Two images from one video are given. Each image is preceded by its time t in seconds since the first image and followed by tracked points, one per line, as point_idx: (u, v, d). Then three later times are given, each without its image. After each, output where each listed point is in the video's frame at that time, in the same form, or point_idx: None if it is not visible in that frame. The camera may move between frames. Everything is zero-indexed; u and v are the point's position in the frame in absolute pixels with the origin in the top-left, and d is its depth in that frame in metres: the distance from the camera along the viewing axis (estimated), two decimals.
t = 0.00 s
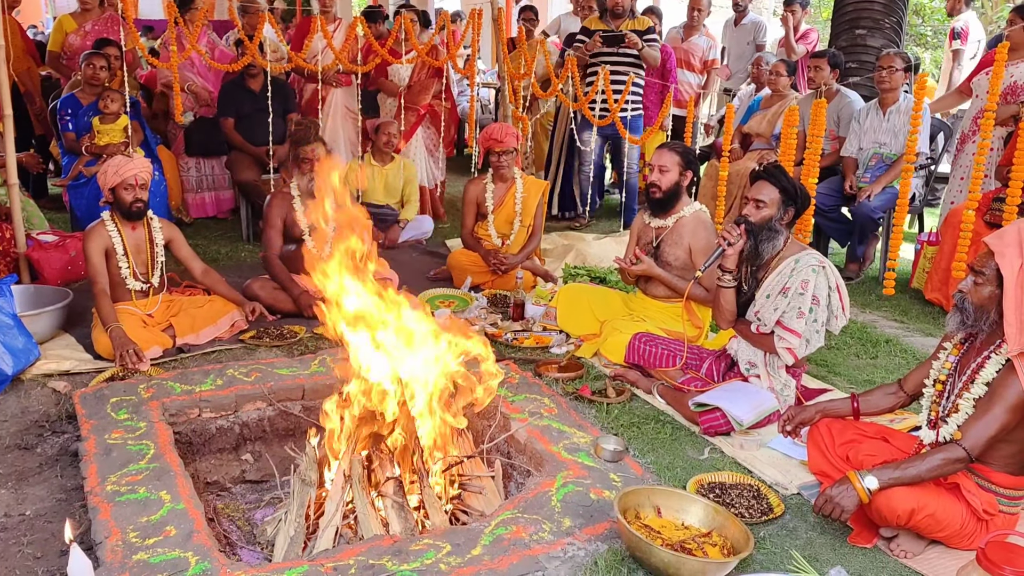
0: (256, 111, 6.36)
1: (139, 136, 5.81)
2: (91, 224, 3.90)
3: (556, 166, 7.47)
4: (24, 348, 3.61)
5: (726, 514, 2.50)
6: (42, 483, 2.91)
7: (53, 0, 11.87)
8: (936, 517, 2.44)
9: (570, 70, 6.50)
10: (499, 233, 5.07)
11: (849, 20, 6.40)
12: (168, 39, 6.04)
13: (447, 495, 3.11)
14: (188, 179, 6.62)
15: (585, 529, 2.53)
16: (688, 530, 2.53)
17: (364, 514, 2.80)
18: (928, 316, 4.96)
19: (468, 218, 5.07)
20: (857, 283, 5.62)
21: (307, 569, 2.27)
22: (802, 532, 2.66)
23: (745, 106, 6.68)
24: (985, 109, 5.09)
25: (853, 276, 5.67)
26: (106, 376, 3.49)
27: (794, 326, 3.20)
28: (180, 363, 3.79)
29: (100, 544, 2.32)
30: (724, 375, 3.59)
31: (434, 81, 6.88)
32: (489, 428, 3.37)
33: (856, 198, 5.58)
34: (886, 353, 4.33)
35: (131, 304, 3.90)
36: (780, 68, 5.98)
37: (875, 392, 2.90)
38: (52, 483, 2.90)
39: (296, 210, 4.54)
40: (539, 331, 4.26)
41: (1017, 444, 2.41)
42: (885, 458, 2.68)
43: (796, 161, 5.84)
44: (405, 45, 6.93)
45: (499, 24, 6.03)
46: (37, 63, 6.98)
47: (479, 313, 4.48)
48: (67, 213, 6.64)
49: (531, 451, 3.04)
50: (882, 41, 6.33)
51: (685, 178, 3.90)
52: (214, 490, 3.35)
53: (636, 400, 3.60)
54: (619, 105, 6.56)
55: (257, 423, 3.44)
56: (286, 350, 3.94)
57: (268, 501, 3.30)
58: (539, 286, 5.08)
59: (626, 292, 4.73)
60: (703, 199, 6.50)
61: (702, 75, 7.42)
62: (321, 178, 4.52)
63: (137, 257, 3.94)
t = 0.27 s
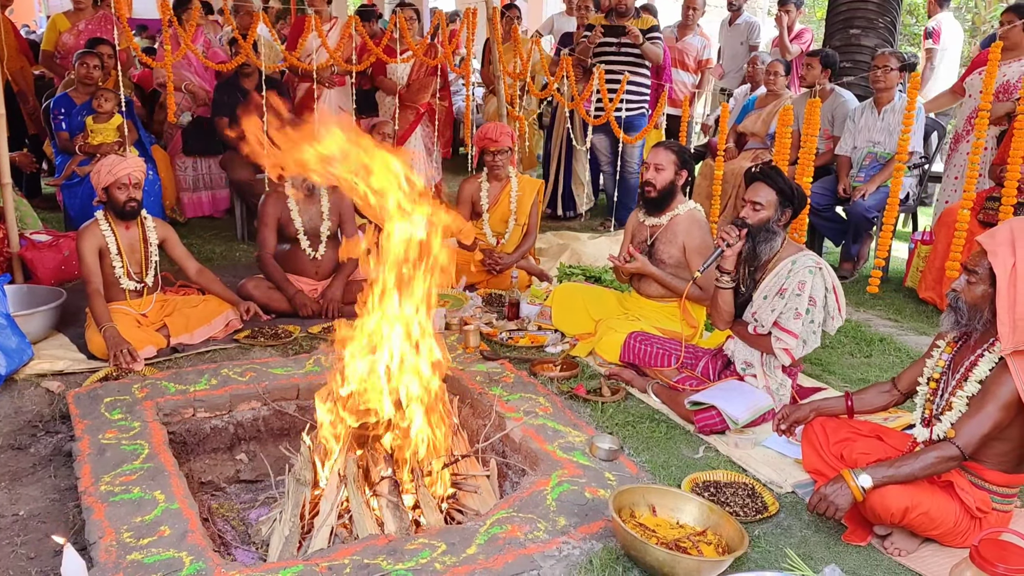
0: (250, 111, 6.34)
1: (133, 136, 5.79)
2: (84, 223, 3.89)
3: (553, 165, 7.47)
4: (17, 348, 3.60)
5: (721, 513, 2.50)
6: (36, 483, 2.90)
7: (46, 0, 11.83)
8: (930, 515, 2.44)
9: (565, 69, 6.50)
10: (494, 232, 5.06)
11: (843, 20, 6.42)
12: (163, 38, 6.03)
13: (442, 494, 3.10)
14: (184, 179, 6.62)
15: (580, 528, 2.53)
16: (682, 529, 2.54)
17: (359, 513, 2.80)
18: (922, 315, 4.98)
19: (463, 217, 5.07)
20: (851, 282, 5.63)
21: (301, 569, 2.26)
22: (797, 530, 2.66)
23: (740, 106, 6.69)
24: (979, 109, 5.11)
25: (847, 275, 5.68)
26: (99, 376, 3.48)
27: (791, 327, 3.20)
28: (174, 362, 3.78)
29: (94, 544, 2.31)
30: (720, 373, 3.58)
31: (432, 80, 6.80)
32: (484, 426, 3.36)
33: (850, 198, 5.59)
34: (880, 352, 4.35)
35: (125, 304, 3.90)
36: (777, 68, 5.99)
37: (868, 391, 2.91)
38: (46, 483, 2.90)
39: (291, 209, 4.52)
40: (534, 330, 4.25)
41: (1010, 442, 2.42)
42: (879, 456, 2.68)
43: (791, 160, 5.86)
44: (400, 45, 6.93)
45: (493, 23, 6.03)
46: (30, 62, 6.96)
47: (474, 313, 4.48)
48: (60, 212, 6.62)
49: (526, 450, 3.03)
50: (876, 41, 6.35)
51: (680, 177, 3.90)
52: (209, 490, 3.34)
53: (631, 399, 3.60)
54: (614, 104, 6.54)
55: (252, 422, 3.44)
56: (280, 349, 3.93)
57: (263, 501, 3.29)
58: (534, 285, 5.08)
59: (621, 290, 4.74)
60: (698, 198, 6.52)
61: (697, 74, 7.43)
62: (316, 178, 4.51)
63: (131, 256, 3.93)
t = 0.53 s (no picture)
0: (245, 110, 6.33)
1: (127, 135, 5.78)
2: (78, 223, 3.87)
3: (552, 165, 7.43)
4: (11, 348, 3.59)
5: (716, 512, 2.50)
6: (30, 483, 2.89)
7: None
8: (924, 513, 2.45)
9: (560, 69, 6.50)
10: (489, 231, 5.06)
11: (838, 19, 6.42)
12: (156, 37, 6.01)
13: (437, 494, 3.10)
14: (181, 178, 6.59)
15: (575, 527, 2.53)
16: (678, 528, 2.54)
17: (354, 512, 2.80)
18: (917, 314, 4.99)
19: (459, 216, 5.07)
20: (846, 281, 5.65)
21: (296, 569, 2.26)
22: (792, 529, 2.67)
23: (735, 105, 6.69)
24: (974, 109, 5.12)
25: (842, 275, 5.69)
26: (94, 376, 3.47)
27: (790, 330, 3.20)
28: (169, 362, 3.77)
29: (88, 544, 2.30)
30: (717, 372, 3.60)
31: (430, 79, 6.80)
32: (480, 425, 3.36)
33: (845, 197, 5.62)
34: (875, 351, 4.36)
35: (119, 304, 3.88)
36: (773, 67, 6.01)
37: (863, 389, 2.92)
38: (40, 483, 2.89)
39: (286, 208, 4.50)
40: (529, 330, 4.25)
41: (1003, 440, 2.43)
42: (874, 455, 2.69)
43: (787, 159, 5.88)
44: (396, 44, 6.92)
45: (489, 23, 6.02)
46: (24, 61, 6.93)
47: (469, 312, 4.48)
48: (55, 212, 6.59)
49: (522, 449, 3.03)
50: (871, 40, 6.36)
51: (675, 177, 3.90)
52: (204, 490, 3.33)
53: (626, 398, 3.60)
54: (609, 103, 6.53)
55: (247, 422, 3.43)
56: (275, 349, 3.92)
57: (258, 500, 3.29)
58: (530, 285, 5.08)
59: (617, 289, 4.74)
60: (694, 197, 6.52)
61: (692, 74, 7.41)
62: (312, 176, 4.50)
63: (126, 256, 3.92)
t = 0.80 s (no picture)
0: (238, 109, 6.31)
1: (120, 134, 5.76)
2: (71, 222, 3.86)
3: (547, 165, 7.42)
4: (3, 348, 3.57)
5: (709, 511, 2.51)
6: (22, 484, 2.88)
7: None
8: (917, 512, 2.46)
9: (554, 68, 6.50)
10: (484, 230, 5.06)
11: (831, 19, 6.43)
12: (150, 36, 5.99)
13: (431, 493, 3.11)
14: (174, 178, 6.56)
15: (569, 526, 2.53)
16: (671, 527, 2.54)
17: (348, 512, 2.80)
18: (910, 312, 5.01)
19: (453, 215, 5.07)
20: (840, 280, 5.67)
21: (290, 569, 2.25)
22: (785, 528, 2.67)
23: (729, 104, 6.70)
24: (968, 108, 5.14)
25: (835, 274, 5.71)
26: (86, 376, 3.45)
27: (787, 329, 3.22)
28: (162, 362, 3.76)
29: (81, 545, 2.29)
30: (713, 370, 3.62)
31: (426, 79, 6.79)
32: (474, 424, 3.36)
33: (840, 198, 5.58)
34: (868, 349, 4.37)
35: (112, 304, 3.87)
36: (765, 67, 6.00)
37: (857, 388, 2.92)
38: (32, 484, 2.88)
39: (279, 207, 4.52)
40: (523, 329, 4.25)
41: (995, 438, 2.45)
42: (867, 453, 2.70)
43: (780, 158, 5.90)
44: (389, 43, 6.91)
45: (483, 22, 6.01)
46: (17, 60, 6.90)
47: (464, 311, 4.47)
48: (47, 211, 6.57)
49: (515, 449, 3.03)
50: (864, 40, 6.38)
51: (669, 176, 3.91)
52: (197, 490, 3.32)
53: (621, 397, 3.61)
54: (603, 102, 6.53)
55: (241, 421, 3.42)
56: (269, 348, 3.91)
57: (251, 501, 3.29)
58: (524, 284, 5.07)
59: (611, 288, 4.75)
60: (688, 196, 6.53)
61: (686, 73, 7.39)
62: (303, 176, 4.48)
63: (119, 255, 3.90)
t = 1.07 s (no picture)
0: (233, 108, 6.31)
1: (113, 134, 5.75)
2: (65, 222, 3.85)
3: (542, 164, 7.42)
4: None
5: (704, 509, 2.52)
6: (16, 484, 2.87)
7: None
8: (911, 509, 2.47)
9: (550, 67, 6.51)
10: (479, 230, 5.06)
11: (825, 18, 6.45)
12: (143, 35, 5.98)
13: (426, 492, 3.11)
14: (165, 177, 6.57)
15: (564, 525, 2.53)
16: (666, 525, 2.55)
17: (343, 511, 2.79)
18: (904, 311, 5.02)
19: (448, 214, 5.07)
20: (834, 279, 5.68)
21: (285, 569, 2.25)
22: (780, 525, 2.68)
23: (724, 103, 6.71)
24: (961, 106, 5.15)
25: (830, 272, 5.72)
26: (81, 376, 3.44)
27: (785, 328, 3.22)
28: (156, 362, 3.75)
29: (75, 545, 2.29)
30: (710, 368, 3.61)
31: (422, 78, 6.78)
32: (469, 423, 3.36)
33: (834, 197, 5.57)
34: (863, 348, 4.38)
35: (107, 304, 3.86)
36: (759, 66, 5.99)
37: (851, 386, 2.94)
38: (26, 484, 2.87)
39: (273, 207, 4.47)
40: (519, 328, 4.26)
41: (989, 435, 2.46)
42: (861, 451, 2.71)
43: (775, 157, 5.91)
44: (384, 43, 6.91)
45: (477, 21, 6.01)
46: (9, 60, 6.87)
47: (459, 311, 4.47)
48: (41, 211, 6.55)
49: (510, 447, 3.04)
50: (858, 39, 6.40)
51: (664, 175, 3.91)
52: (192, 490, 3.31)
53: (616, 396, 3.61)
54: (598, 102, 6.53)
55: (235, 421, 3.42)
56: (264, 348, 3.91)
57: (246, 500, 3.28)
58: (519, 283, 5.07)
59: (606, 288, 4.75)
60: (683, 195, 6.54)
61: (680, 72, 7.38)
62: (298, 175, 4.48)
63: (113, 255, 3.90)
